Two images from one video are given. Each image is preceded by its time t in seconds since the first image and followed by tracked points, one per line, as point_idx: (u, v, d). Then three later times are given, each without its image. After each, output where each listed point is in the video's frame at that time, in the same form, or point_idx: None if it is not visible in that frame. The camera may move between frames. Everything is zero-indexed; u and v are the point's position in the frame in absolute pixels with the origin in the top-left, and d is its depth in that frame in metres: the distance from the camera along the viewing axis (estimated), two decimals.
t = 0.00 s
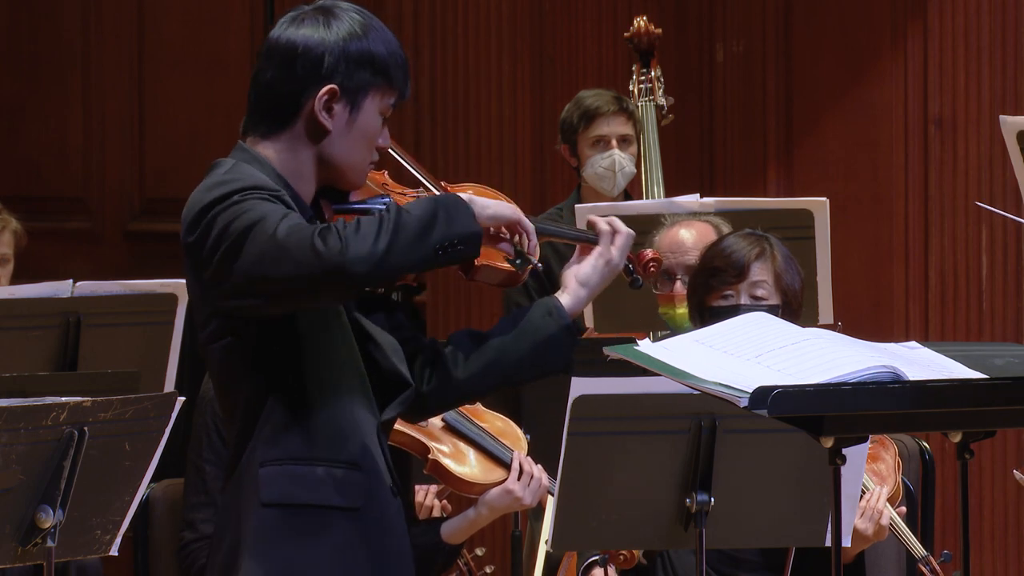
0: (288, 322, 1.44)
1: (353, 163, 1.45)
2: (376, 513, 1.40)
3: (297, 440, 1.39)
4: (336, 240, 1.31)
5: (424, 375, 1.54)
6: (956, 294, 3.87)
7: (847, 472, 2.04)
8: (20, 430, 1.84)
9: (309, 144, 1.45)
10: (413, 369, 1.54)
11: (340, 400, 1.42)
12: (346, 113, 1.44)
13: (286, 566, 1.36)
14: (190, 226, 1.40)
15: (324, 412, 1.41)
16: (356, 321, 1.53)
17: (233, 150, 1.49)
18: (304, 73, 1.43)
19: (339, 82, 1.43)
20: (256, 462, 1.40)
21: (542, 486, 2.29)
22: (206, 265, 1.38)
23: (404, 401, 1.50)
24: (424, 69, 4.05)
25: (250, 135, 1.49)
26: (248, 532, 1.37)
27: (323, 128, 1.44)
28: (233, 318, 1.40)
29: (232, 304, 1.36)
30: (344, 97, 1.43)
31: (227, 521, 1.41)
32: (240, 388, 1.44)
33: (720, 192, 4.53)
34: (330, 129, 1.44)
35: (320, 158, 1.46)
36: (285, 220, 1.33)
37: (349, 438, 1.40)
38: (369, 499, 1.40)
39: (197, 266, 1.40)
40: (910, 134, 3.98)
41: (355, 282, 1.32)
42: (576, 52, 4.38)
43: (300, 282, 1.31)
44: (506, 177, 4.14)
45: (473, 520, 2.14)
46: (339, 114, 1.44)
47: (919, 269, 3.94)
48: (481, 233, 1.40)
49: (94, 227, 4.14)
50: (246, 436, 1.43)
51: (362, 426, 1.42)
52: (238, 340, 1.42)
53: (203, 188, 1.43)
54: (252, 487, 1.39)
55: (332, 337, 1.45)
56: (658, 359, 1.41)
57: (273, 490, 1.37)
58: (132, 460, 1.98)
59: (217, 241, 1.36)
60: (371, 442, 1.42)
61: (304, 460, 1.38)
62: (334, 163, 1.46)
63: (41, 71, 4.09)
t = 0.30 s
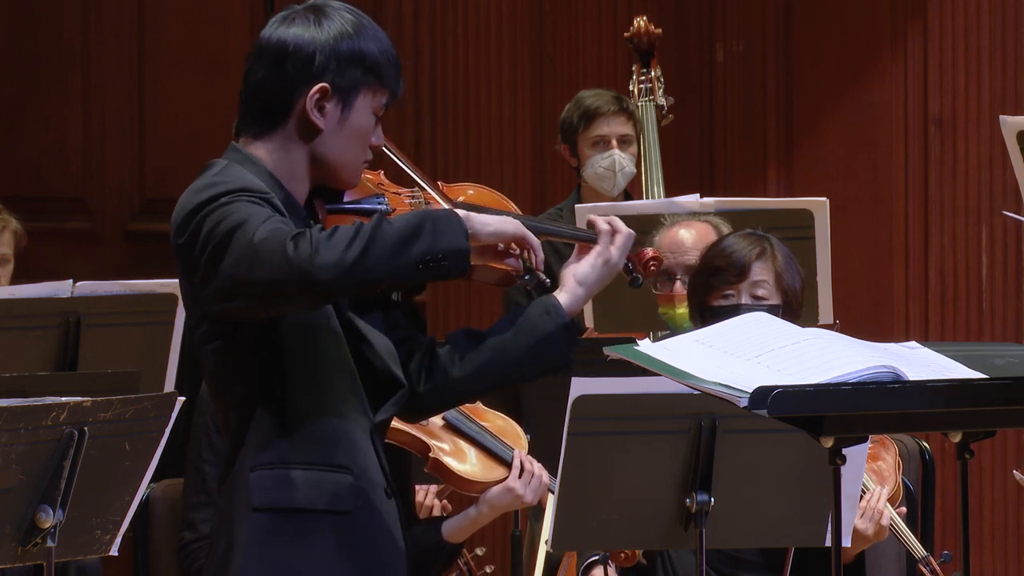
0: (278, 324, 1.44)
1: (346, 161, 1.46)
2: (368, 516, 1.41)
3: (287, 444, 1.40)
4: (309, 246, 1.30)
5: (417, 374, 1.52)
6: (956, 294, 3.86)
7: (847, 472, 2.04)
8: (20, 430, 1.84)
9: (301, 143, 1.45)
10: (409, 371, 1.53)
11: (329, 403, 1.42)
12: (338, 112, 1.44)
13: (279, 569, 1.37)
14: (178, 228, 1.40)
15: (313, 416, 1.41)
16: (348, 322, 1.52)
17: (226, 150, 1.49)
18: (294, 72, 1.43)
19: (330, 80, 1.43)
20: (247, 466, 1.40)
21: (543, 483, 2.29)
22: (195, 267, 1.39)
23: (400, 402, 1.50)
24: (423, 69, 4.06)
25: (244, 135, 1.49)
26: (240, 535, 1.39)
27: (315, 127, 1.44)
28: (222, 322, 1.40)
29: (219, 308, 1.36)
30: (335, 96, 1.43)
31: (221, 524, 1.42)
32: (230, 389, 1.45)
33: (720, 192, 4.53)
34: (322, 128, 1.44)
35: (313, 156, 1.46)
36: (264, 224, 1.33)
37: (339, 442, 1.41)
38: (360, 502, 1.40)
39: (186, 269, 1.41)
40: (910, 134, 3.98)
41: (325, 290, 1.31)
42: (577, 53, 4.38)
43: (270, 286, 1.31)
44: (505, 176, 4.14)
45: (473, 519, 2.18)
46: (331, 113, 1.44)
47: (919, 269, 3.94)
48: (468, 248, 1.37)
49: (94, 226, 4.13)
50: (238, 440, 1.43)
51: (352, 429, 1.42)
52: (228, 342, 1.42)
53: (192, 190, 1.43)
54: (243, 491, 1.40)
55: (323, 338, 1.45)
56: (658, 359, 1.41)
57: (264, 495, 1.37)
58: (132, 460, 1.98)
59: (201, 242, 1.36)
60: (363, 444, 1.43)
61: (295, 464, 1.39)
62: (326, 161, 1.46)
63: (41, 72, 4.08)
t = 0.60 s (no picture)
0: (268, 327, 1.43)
1: (339, 161, 1.46)
2: (358, 519, 1.41)
3: (276, 449, 1.40)
4: (282, 254, 1.28)
5: (411, 375, 1.52)
6: (956, 294, 3.86)
7: (847, 472, 2.04)
8: (20, 430, 1.84)
9: (292, 143, 1.46)
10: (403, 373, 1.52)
11: (318, 407, 1.42)
12: (329, 112, 1.44)
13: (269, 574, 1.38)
14: (164, 231, 1.40)
15: (301, 421, 1.41)
16: (342, 322, 1.51)
17: (218, 152, 1.50)
18: (284, 72, 1.43)
19: (320, 80, 1.43)
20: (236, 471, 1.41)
21: (543, 481, 2.30)
22: (182, 270, 1.39)
23: (393, 401, 1.50)
24: (423, 69, 4.06)
25: (236, 136, 1.49)
26: (229, 540, 1.40)
27: (306, 127, 1.44)
28: (210, 324, 1.41)
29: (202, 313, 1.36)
30: (326, 95, 1.43)
31: (213, 527, 1.43)
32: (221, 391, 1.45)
33: (720, 192, 4.54)
34: (313, 128, 1.44)
35: (305, 157, 1.46)
36: (240, 231, 1.31)
37: (329, 446, 1.41)
38: (351, 506, 1.41)
39: (172, 271, 1.41)
40: (910, 134, 3.98)
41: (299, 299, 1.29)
42: (577, 52, 4.38)
43: (245, 292, 1.29)
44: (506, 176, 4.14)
45: (474, 518, 2.17)
46: (322, 113, 1.43)
47: (919, 269, 3.94)
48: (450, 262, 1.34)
49: (94, 226, 4.13)
50: (228, 443, 1.44)
51: (342, 434, 1.42)
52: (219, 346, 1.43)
53: (181, 192, 1.43)
54: (234, 495, 1.40)
55: (313, 341, 1.44)
56: (657, 359, 1.41)
57: (254, 500, 1.38)
58: (132, 460, 1.98)
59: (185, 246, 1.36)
60: (354, 448, 1.43)
61: (286, 469, 1.39)
62: (318, 161, 1.46)
63: (41, 72, 4.08)
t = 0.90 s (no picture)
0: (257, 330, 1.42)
1: (328, 160, 1.46)
2: (348, 522, 1.41)
3: (265, 453, 1.39)
4: (265, 266, 1.27)
5: (407, 376, 1.54)
6: (956, 294, 3.86)
7: (847, 472, 2.04)
8: (20, 430, 1.84)
9: (281, 143, 1.46)
10: (398, 373, 1.54)
11: (307, 411, 1.41)
12: (317, 112, 1.44)
13: None
14: (150, 234, 1.39)
15: (290, 425, 1.40)
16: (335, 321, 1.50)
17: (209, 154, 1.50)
18: (272, 71, 1.43)
19: (308, 79, 1.43)
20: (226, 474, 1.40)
21: (543, 480, 2.30)
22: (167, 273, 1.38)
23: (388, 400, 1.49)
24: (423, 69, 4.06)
25: (226, 137, 1.50)
26: (219, 545, 1.40)
27: (294, 127, 1.44)
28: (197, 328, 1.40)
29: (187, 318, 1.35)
30: (314, 95, 1.43)
31: (204, 530, 1.43)
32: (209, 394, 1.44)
33: (720, 192, 4.54)
34: (302, 128, 1.44)
35: (294, 156, 1.47)
36: (224, 240, 1.30)
37: (319, 449, 1.40)
38: (341, 509, 1.41)
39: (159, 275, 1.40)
40: (910, 134, 3.98)
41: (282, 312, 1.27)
42: (576, 53, 4.38)
43: (225, 301, 1.28)
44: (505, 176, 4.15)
45: (474, 519, 2.20)
46: (310, 112, 1.44)
47: (919, 270, 3.94)
48: (437, 284, 1.31)
49: (94, 226, 4.14)
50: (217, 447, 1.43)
51: (333, 436, 1.41)
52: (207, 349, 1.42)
53: (169, 194, 1.42)
54: (223, 499, 1.40)
55: (303, 344, 1.43)
56: (657, 359, 1.41)
57: (242, 505, 1.38)
58: (132, 460, 1.98)
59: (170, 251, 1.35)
60: (345, 450, 1.42)
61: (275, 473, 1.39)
62: (308, 160, 1.46)
63: (41, 72, 4.08)
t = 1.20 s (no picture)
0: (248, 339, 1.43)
1: (318, 158, 1.47)
2: (341, 525, 1.45)
3: (256, 461, 1.41)
4: (249, 312, 1.15)
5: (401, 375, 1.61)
6: (956, 294, 3.86)
7: (847, 472, 2.03)
8: (20, 429, 1.84)
9: (270, 142, 1.49)
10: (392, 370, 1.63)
11: (299, 418, 1.43)
12: (306, 109, 1.45)
13: None
14: (149, 239, 1.35)
15: (281, 433, 1.42)
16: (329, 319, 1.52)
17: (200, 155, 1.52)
18: (258, 70, 1.45)
19: (295, 77, 1.44)
20: (218, 478, 1.43)
21: (543, 480, 2.29)
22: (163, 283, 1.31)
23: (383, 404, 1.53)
24: (423, 69, 4.06)
25: (215, 138, 1.53)
26: (212, 547, 1.44)
27: (282, 125, 1.45)
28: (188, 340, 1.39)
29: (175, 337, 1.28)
30: (301, 93, 1.44)
31: (199, 534, 1.47)
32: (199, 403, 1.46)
33: (720, 192, 4.54)
34: (290, 125, 1.45)
35: (282, 153, 1.49)
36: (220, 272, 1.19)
37: (310, 455, 1.43)
38: (334, 513, 1.44)
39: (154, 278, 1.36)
40: (910, 134, 3.98)
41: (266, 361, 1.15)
42: (576, 52, 4.38)
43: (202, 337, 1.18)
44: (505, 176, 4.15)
45: (474, 519, 2.22)
46: (298, 110, 1.45)
47: (919, 270, 3.94)
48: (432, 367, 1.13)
49: (94, 226, 4.13)
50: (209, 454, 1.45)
51: (324, 442, 1.45)
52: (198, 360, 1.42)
53: (173, 197, 1.38)
54: (216, 505, 1.44)
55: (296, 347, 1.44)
56: (658, 359, 1.41)
57: (235, 512, 1.41)
58: (132, 460, 1.98)
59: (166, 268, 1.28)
60: (337, 455, 1.45)
61: (267, 480, 1.42)
62: (297, 158, 1.48)
63: (41, 71, 4.07)
